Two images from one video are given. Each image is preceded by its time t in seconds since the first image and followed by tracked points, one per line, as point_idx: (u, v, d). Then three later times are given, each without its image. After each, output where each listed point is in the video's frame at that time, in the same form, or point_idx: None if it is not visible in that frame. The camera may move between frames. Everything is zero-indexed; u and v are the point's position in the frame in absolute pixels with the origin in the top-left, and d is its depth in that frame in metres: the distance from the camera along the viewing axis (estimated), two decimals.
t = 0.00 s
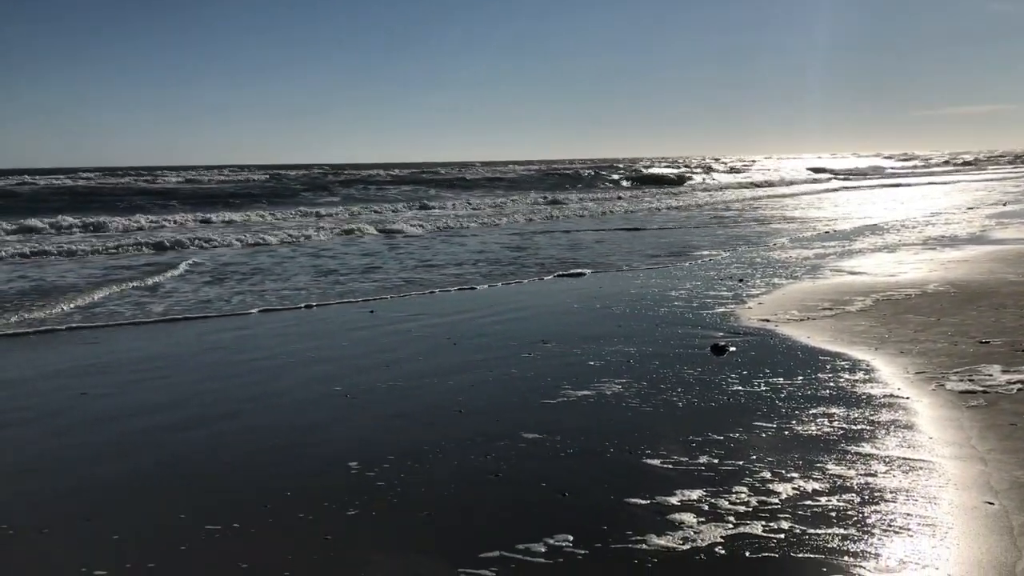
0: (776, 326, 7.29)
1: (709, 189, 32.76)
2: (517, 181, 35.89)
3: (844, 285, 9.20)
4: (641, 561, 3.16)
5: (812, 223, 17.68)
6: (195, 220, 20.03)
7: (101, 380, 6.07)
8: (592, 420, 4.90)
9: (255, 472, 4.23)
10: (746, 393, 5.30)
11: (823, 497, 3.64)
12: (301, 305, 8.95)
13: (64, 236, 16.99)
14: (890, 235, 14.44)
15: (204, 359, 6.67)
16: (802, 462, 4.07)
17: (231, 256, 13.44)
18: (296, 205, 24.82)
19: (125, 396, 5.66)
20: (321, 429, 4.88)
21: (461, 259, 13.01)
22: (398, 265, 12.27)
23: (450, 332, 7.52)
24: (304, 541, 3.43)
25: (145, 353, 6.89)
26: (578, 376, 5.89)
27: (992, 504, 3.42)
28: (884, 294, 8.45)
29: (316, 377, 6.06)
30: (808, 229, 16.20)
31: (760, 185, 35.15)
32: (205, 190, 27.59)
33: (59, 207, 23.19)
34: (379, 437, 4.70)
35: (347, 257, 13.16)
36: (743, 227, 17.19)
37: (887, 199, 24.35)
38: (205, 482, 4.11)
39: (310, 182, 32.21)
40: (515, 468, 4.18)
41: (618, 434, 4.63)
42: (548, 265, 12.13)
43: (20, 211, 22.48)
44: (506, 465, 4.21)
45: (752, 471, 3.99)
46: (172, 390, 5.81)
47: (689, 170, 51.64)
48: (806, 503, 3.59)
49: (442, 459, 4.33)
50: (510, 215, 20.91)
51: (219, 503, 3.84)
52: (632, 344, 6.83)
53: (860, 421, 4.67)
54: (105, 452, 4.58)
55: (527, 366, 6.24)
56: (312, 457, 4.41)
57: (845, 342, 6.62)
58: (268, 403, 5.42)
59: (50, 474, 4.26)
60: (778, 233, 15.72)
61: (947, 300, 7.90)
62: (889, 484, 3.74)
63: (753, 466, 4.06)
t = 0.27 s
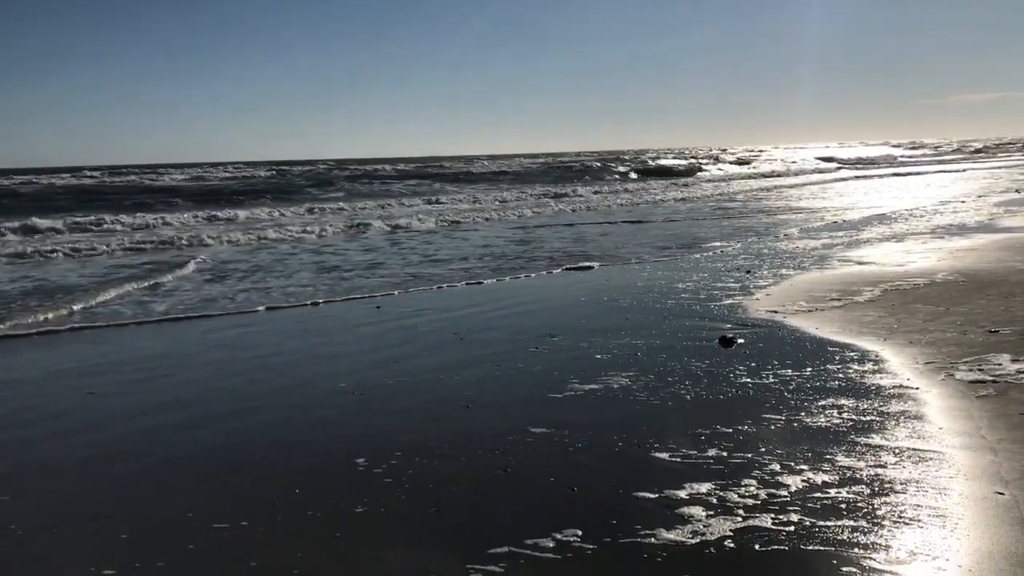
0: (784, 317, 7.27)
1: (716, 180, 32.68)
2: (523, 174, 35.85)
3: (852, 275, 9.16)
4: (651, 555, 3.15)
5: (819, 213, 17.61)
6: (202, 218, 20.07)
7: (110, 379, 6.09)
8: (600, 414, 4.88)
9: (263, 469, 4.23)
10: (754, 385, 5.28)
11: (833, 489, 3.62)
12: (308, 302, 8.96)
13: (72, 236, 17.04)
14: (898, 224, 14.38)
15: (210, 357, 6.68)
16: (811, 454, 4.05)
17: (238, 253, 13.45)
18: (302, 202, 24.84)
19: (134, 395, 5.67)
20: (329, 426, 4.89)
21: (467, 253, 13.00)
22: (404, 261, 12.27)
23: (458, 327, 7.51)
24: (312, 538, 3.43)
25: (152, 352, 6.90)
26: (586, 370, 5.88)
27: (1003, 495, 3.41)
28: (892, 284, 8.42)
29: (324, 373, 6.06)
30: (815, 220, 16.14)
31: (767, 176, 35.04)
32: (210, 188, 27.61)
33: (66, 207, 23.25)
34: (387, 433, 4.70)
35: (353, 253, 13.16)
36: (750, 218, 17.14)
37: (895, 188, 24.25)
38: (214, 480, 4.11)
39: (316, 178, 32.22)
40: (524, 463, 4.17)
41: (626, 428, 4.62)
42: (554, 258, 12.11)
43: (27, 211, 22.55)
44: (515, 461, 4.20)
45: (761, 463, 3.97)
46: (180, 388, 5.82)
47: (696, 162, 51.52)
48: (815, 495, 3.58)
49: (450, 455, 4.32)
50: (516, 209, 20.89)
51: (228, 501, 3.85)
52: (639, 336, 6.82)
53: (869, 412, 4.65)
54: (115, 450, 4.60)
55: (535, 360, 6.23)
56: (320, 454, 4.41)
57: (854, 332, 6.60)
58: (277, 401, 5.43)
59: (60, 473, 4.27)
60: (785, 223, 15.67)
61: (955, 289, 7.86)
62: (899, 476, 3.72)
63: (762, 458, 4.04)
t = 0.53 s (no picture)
0: (792, 313, 7.24)
1: (721, 176, 32.63)
2: (529, 172, 35.81)
3: (859, 270, 9.14)
4: (662, 554, 3.15)
5: (826, 208, 17.57)
6: (209, 220, 20.11)
7: (119, 382, 6.10)
8: (608, 412, 4.88)
9: (273, 471, 4.24)
10: (763, 382, 5.27)
11: (843, 485, 3.62)
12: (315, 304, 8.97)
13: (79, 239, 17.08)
14: (905, 218, 14.33)
15: (218, 359, 6.69)
16: (821, 451, 4.04)
17: (244, 256, 13.48)
18: (308, 203, 24.86)
19: (144, 398, 5.69)
20: (339, 427, 4.89)
21: (474, 252, 13.01)
22: (411, 260, 12.27)
23: (465, 327, 7.52)
24: (323, 540, 3.44)
25: (161, 355, 6.92)
26: (594, 368, 5.87)
27: (1014, 490, 3.39)
28: (900, 278, 8.39)
29: (332, 374, 6.07)
30: (821, 215, 16.10)
31: (773, 171, 34.95)
32: (217, 190, 27.64)
33: (73, 210, 23.31)
34: (396, 434, 4.70)
35: (360, 254, 13.17)
36: (756, 214, 17.10)
37: (902, 182, 24.16)
38: (224, 482, 4.12)
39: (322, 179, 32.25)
40: (533, 462, 4.17)
41: (635, 426, 4.61)
42: (561, 256, 12.11)
43: (34, 215, 22.61)
44: (524, 460, 4.20)
45: (770, 460, 3.97)
46: (189, 390, 5.83)
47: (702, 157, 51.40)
48: (826, 492, 3.57)
49: (460, 455, 4.32)
50: (521, 208, 20.87)
51: (239, 503, 3.86)
52: (647, 334, 6.81)
53: (878, 407, 4.64)
54: (126, 453, 4.61)
55: (543, 359, 6.22)
56: (330, 456, 4.41)
57: (862, 327, 6.59)
58: (286, 402, 5.44)
59: (71, 477, 4.29)
60: (792, 218, 15.63)
61: (963, 282, 7.84)
62: (909, 471, 3.71)
63: (771, 455, 4.03)
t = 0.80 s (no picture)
0: (800, 313, 7.23)
1: (729, 176, 32.59)
2: (536, 173, 35.80)
3: (867, 270, 9.12)
4: (671, 556, 3.14)
5: (834, 207, 17.53)
6: (216, 224, 20.16)
7: (129, 386, 6.12)
8: (616, 414, 4.88)
9: (282, 474, 4.25)
10: (772, 383, 5.26)
11: (853, 487, 3.61)
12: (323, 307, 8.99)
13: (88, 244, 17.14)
14: (913, 217, 14.29)
15: (227, 363, 6.70)
16: (830, 452, 4.03)
17: (252, 259, 13.50)
18: (316, 206, 24.91)
19: (153, 402, 5.71)
20: (347, 429, 4.90)
21: (481, 254, 13.01)
22: (418, 263, 12.28)
23: (473, 328, 7.52)
24: (332, 543, 3.44)
25: (171, 359, 6.94)
26: (602, 369, 5.87)
27: None
28: (909, 278, 8.36)
29: (340, 377, 6.08)
30: (829, 214, 16.06)
31: (780, 171, 34.87)
32: (225, 193, 27.72)
33: (82, 215, 23.39)
34: (405, 436, 4.71)
35: (367, 257, 13.19)
36: (764, 214, 17.07)
37: (910, 180, 24.10)
38: (234, 486, 4.13)
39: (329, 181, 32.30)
40: (542, 464, 4.17)
41: (643, 428, 4.60)
42: (568, 258, 12.10)
43: (43, 219, 22.70)
44: (533, 462, 4.20)
45: (780, 462, 3.96)
46: (198, 394, 5.85)
47: (709, 157, 51.33)
48: (835, 493, 3.56)
49: (468, 457, 4.33)
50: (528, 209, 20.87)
51: (249, 506, 3.87)
52: (654, 335, 6.80)
53: (888, 408, 4.62)
54: (137, 457, 4.63)
55: (550, 360, 6.22)
56: (339, 459, 4.42)
57: (870, 328, 6.57)
58: (294, 405, 5.45)
59: (80, 481, 4.30)
60: (800, 218, 15.60)
61: (972, 282, 7.81)
62: (919, 472, 3.70)
63: (781, 456, 4.02)
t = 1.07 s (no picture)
0: (807, 317, 7.21)
1: (735, 179, 32.56)
2: (542, 176, 35.80)
3: (874, 273, 9.09)
4: (677, 561, 3.13)
5: (841, 210, 17.48)
6: (223, 226, 20.21)
7: (135, 388, 6.14)
8: (622, 417, 4.87)
9: (288, 476, 4.25)
10: (778, 387, 5.25)
11: (859, 491, 3.59)
12: (329, 309, 8.99)
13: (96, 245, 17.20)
14: (921, 220, 14.24)
15: (233, 365, 6.71)
16: (837, 456, 4.01)
17: (259, 261, 13.53)
18: (322, 208, 24.94)
19: (160, 403, 5.72)
20: (352, 432, 4.90)
21: (487, 256, 13.01)
22: (424, 265, 12.28)
23: (478, 331, 7.51)
24: (336, 546, 3.43)
25: (177, 360, 6.96)
26: (608, 372, 5.86)
27: None
28: (916, 282, 8.33)
29: (346, 380, 6.08)
30: (836, 218, 16.03)
31: (787, 174, 34.80)
32: (232, 195, 27.78)
33: (90, 216, 23.46)
34: (411, 439, 4.70)
35: (374, 259, 13.20)
36: (771, 217, 17.04)
37: (917, 184, 24.03)
38: (240, 488, 4.13)
39: (336, 183, 32.34)
40: (548, 468, 4.16)
41: (649, 431, 4.59)
42: (574, 261, 12.09)
43: (51, 220, 22.77)
44: (539, 465, 4.19)
45: (786, 466, 3.95)
46: (203, 396, 5.85)
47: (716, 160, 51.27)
48: (842, 498, 3.54)
49: (474, 460, 4.32)
50: (534, 212, 20.85)
51: (255, 508, 3.86)
52: (660, 338, 6.79)
53: (895, 412, 4.60)
54: (144, 458, 4.64)
55: (556, 363, 6.21)
56: (344, 461, 4.42)
57: (877, 331, 6.55)
58: (300, 407, 5.45)
59: (86, 483, 4.31)
60: (807, 221, 15.56)
61: (980, 286, 7.78)
62: (926, 477, 3.68)
63: (787, 460, 4.01)
